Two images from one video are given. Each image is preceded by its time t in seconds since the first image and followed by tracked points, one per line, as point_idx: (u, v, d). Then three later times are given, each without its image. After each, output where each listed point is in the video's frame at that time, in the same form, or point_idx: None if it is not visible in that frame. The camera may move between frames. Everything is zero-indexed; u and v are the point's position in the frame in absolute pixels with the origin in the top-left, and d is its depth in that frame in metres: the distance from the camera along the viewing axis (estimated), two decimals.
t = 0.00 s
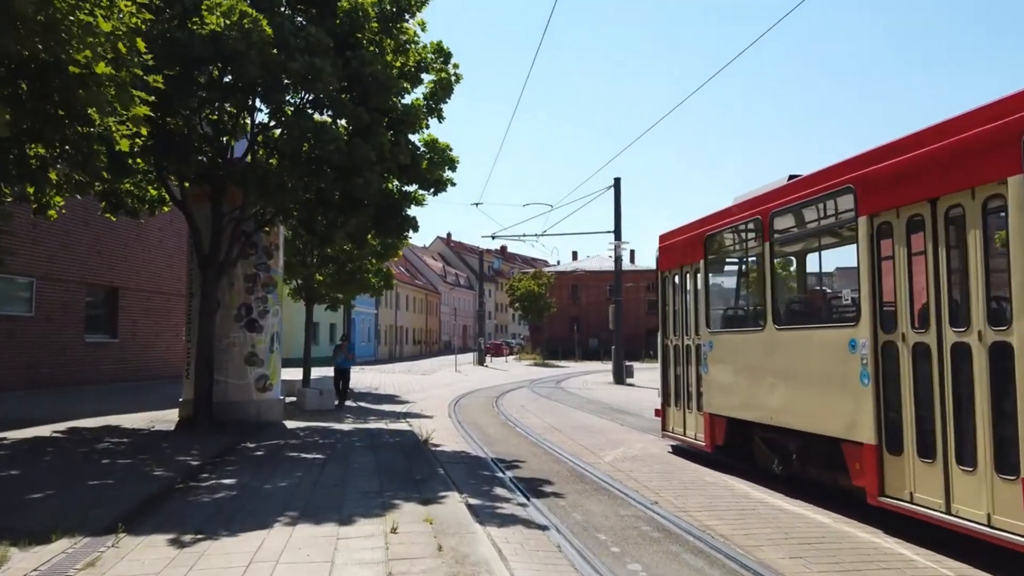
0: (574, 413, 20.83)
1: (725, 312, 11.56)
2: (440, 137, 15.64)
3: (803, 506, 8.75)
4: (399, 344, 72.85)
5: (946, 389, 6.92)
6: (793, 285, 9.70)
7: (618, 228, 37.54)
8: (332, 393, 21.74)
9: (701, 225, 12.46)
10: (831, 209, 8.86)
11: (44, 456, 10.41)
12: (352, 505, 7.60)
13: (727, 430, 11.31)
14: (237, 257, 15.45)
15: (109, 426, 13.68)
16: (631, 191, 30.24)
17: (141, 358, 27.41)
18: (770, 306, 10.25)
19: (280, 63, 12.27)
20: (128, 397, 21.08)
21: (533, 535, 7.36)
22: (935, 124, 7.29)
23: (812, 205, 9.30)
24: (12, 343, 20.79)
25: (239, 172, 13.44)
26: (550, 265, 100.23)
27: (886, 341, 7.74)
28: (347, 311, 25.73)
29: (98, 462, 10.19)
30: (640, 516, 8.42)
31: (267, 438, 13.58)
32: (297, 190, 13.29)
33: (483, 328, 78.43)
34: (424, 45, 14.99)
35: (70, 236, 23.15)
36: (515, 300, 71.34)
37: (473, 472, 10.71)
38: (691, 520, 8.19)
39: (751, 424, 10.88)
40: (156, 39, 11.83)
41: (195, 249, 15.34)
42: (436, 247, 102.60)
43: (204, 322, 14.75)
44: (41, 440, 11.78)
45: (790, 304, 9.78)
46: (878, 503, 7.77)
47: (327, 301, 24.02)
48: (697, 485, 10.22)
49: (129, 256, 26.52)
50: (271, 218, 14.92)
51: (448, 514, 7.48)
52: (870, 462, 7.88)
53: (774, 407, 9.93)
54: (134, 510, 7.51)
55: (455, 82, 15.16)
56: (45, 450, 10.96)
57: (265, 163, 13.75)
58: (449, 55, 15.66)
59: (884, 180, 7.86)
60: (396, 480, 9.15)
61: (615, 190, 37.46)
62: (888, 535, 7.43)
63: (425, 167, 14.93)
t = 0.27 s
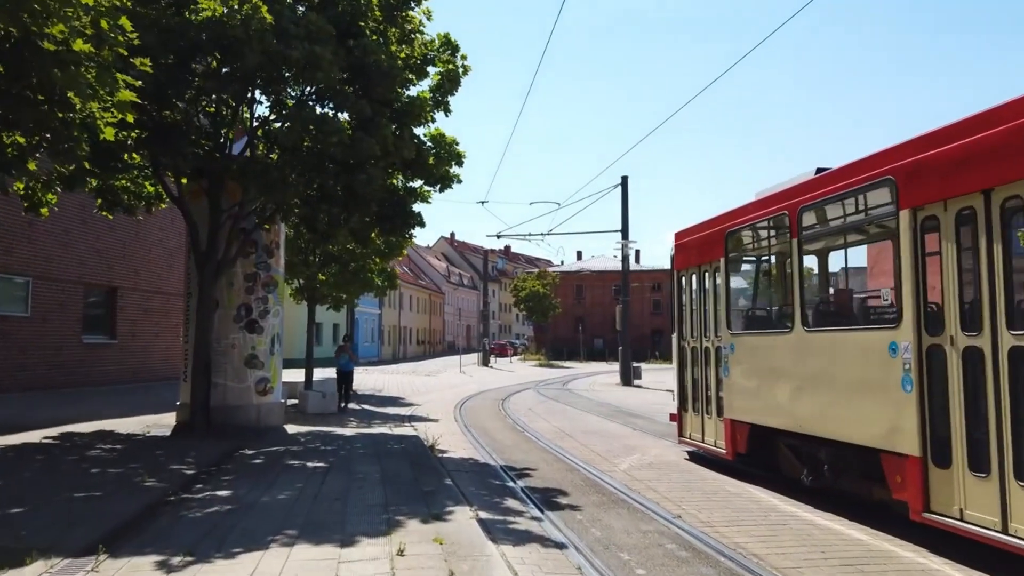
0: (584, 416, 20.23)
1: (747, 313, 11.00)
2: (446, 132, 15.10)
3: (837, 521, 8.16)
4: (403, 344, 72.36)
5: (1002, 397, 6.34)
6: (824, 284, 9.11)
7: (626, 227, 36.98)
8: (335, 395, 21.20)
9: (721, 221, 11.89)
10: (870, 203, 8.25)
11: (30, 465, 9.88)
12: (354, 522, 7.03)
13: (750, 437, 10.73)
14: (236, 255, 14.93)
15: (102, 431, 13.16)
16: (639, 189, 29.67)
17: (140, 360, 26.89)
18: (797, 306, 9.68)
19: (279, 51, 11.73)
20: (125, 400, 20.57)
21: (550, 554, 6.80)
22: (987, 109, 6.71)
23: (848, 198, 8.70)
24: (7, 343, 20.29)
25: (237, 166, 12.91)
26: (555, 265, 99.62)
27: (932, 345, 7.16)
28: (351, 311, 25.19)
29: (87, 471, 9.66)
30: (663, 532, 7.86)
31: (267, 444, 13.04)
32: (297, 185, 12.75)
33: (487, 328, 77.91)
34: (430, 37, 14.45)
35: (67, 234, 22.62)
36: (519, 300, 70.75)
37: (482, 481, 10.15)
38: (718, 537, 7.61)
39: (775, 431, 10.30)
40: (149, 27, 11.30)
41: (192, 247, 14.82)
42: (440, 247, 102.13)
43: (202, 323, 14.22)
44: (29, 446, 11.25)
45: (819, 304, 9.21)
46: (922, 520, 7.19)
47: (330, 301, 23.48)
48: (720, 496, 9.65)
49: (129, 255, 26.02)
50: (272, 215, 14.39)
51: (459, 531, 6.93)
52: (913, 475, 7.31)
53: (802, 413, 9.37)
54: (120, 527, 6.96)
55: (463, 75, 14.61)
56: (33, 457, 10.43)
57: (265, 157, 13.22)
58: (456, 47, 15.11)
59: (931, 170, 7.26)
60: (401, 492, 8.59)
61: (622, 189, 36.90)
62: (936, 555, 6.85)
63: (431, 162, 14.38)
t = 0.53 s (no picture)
0: (591, 417, 19.64)
1: (769, 309, 10.44)
2: (450, 122, 14.55)
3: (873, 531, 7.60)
4: (404, 344, 71.83)
5: None
6: (857, 275, 8.55)
7: (630, 225, 36.43)
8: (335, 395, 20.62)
9: (738, 213, 11.35)
10: (908, 188, 7.69)
11: (12, 468, 9.33)
12: (354, 533, 6.47)
13: (772, 439, 10.16)
14: (232, 249, 14.38)
15: (91, 432, 12.60)
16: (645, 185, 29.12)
17: (136, 360, 26.32)
18: (822, 300, 9.14)
19: (276, 33, 11.20)
20: (119, 400, 20.02)
21: (568, 568, 6.24)
22: None
23: (881, 184, 8.15)
24: None
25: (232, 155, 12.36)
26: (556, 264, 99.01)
27: (982, 341, 6.60)
28: (351, 310, 24.63)
29: (71, 476, 9.10)
30: (688, 543, 7.29)
31: (263, 446, 12.48)
32: (295, 175, 12.19)
33: (488, 327, 77.35)
34: (433, 23, 13.93)
35: (60, 230, 22.06)
36: (521, 300, 70.17)
37: (490, 487, 9.58)
38: (747, 548, 7.04)
39: (801, 432, 9.74)
40: (138, 8, 10.73)
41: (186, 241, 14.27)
42: (441, 246, 101.61)
43: (195, 320, 13.66)
44: (13, 449, 10.70)
45: (849, 298, 8.66)
46: (971, 530, 6.63)
47: (330, 299, 22.91)
48: (744, 502, 9.09)
49: (124, 252, 25.45)
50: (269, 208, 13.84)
51: (468, 543, 6.37)
52: (959, 480, 6.76)
53: (831, 414, 8.82)
54: (100, 539, 6.41)
55: (468, 62, 14.07)
56: (15, 462, 9.86)
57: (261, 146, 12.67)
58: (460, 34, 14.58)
59: (981, 150, 6.69)
60: (405, 498, 8.04)
61: (627, 186, 36.36)
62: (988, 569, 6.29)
63: (435, 153, 13.83)
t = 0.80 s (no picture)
0: (602, 420, 19.07)
1: (798, 308, 9.86)
2: (457, 113, 14.00)
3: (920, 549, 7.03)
4: (408, 344, 71.27)
5: None
6: (897, 272, 8.01)
7: (638, 223, 35.85)
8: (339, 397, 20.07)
9: (764, 207, 10.77)
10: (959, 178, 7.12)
11: None
12: (360, 554, 5.92)
13: (802, 447, 9.58)
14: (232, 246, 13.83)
15: (84, 438, 12.06)
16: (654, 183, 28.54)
17: (136, 361, 25.81)
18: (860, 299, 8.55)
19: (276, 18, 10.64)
20: (117, 403, 19.49)
21: None
22: None
23: (927, 174, 7.57)
24: None
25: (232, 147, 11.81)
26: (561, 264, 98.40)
27: None
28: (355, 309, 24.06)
29: (59, 486, 8.55)
30: (723, 563, 6.71)
31: (264, 452, 11.94)
32: (297, 167, 11.64)
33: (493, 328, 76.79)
34: (441, 11, 13.37)
35: (57, 228, 21.53)
36: (526, 300, 69.58)
37: (503, 497, 9.01)
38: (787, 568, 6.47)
39: (834, 439, 9.16)
40: None
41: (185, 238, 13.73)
42: (445, 246, 101.02)
43: (194, 319, 13.12)
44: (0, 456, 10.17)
45: (890, 296, 8.07)
46: None
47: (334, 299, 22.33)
48: (775, 515, 8.51)
49: (124, 251, 24.92)
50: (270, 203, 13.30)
51: (485, 565, 5.81)
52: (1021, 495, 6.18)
53: (871, 420, 8.24)
54: (82, 560, 5.86)
55: (477, 51, 13.52)
56: (1, 470, 9.31)
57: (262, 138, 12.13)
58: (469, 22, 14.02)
59: None
60: (414, 511, 7.48)
61: (634, 184, 35.76)
62: None
63: (443, 146, 13.28)
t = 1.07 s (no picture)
0: (613, 422, 18.50)
1: (831, 305, 9.28)
2: (466, 103, 13.45)
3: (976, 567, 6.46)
4: (412, 344, 70.75)
5: None
6: (945, 266, 7.43)
7: (647, 221, 35.24)
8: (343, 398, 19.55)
9: (793, 199, 10.20)
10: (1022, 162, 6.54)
11: None
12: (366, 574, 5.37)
13: (836, 453, 9.00)
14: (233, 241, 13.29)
15: (77, 441, 11.55)
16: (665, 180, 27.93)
17: (136, 361, 25.29)
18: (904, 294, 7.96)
19: None
20: (115, 404, 18.98)
21: None
22: None
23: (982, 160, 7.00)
24: None
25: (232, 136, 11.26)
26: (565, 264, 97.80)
27: None
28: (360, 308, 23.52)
29: (45, 495, 8.02)
30: None
31: (264, 457, 11.40)
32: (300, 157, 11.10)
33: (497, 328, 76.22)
34: None
35: (54, 225, 21.03)
36: (531, 300, 68.99)
37: (518, 507, 8.46)
38: None
39: (871, 445, 8.58)
40: None
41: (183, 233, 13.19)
42: (449, 245, 100.46)
43: (192, 317, 12.59)
44: None
45: (938, 292, 7.50)
46: None
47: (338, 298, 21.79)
48: (811, 527, 7.94)
49: (123, 248, 24.41)
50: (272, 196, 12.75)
51: None
52: None
53: (917, 425, 7.66)
54: None
55: (487, 38, 12.97)
56: None
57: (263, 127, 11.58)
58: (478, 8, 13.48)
59: None
60: (425, 524, 6.92)
61: (643, 181, 35.14)
62: None
63: (451, 136, 12.73)
